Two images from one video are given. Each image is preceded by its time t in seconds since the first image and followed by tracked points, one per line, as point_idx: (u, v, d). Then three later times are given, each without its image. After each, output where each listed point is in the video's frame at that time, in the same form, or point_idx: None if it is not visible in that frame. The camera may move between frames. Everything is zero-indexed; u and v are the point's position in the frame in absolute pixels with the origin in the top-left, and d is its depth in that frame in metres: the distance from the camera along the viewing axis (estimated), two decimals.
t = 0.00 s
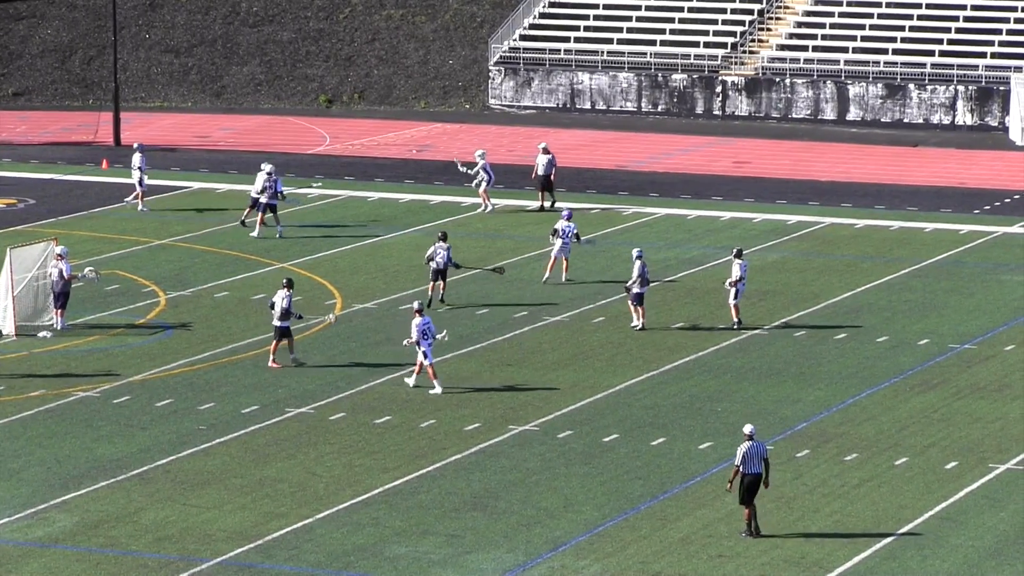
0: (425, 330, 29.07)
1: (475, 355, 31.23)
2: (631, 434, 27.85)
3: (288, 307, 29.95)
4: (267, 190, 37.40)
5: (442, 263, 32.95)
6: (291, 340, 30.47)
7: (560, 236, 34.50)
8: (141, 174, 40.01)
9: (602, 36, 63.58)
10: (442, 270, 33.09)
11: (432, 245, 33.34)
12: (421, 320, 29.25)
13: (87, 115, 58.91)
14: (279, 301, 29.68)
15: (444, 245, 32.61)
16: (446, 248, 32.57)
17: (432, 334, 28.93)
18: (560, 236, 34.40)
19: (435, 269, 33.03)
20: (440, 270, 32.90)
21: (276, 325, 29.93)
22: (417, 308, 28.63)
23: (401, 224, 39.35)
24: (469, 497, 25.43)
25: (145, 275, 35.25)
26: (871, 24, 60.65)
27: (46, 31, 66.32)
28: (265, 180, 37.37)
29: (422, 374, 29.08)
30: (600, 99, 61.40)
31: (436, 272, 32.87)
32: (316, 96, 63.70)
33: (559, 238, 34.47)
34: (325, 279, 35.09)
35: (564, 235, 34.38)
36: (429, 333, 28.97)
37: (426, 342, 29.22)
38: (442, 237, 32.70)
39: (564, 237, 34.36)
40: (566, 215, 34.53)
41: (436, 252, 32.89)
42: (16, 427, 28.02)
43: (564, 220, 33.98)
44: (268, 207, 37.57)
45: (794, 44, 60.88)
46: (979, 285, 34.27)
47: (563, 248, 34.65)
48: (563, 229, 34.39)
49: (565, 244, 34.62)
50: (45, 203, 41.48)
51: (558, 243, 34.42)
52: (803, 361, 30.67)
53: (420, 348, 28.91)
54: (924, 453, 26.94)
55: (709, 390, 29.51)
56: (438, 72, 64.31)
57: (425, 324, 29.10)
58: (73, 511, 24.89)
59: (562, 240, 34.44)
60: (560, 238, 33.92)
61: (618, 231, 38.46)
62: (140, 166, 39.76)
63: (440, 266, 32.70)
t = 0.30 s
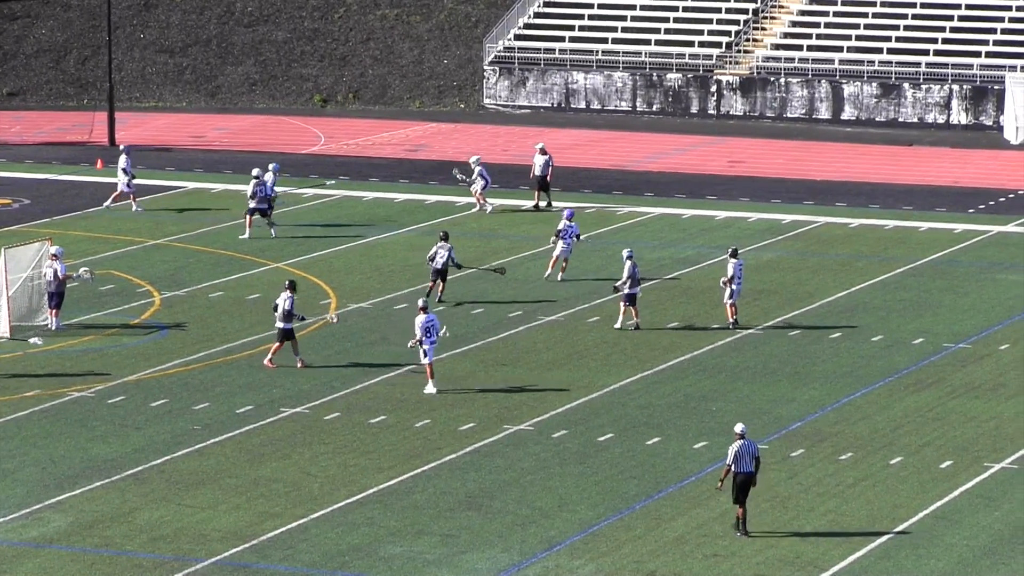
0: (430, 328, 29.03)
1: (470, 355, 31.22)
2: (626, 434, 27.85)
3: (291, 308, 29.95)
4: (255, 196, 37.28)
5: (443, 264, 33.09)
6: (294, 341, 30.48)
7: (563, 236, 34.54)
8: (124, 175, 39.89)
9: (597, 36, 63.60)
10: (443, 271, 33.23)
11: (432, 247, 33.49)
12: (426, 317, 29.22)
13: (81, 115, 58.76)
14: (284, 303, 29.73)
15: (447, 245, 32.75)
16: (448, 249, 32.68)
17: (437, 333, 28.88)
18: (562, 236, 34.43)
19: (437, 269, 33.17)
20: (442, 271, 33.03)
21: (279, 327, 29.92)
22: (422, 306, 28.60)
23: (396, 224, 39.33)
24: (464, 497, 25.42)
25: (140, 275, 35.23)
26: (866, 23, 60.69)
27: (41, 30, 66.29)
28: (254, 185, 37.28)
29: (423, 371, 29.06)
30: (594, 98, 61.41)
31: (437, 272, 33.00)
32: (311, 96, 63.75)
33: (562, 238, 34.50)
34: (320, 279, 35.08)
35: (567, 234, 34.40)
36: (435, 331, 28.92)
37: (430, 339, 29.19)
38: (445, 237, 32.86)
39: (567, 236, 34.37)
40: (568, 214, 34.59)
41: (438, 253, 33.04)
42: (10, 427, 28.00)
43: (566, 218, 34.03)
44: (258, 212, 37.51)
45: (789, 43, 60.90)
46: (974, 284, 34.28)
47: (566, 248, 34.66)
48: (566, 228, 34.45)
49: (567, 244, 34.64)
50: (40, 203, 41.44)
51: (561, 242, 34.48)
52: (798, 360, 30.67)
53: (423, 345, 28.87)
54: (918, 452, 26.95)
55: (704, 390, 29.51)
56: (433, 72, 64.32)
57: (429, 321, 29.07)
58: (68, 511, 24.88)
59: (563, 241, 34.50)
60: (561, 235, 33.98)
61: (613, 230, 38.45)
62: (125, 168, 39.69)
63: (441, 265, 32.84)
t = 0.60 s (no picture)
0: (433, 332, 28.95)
1: (461, 354, 31.22)
2: (618, 433, 27.86)
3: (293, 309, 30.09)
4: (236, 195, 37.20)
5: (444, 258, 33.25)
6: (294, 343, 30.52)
7: (564, 229, 34.68)
8: (107, 174, 40.06)
9: (587, 35, 63.60)
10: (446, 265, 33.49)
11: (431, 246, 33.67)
12: (430, 321, 28.87)
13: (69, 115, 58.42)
14: (284, 303, 29.85)
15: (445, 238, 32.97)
16: (446, 242, 32.93)
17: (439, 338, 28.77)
18: (564, 229, 34.58)
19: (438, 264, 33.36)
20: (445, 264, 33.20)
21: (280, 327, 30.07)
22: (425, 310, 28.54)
23: (387, 223, 39.32)
24: (456, 496, 25.42)
25: (131, 275, 35.20)
26: (857, 22, 60.74)
27: (31, 30, 66.28)
28: (236, 184, 37.20)
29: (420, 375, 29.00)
30: (585, 97, 61.42)
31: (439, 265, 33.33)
32: (302, 96, 63.71)
33: (564, 231, 34.63)
34: (311, 278, 35.06)
35: (568, 227, 34.58)
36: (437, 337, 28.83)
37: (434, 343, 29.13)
38: (443, 230, 33.10)
39: (568, 229, 34.55)
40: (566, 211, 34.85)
41: (438, 246, 33.21)
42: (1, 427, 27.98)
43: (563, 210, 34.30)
44: (239, 210, 37.37)
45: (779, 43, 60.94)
46: (965, 283, 34.32)
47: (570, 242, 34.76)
48: (566, 220, 34.67)
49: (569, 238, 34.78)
50: (32, 203, 41.40)
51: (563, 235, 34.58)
52: (789, 359, 30.69)
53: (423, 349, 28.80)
54: (910, 451, 26.97)
55: (696, 389, 29.51)
56: (423, 71, 64.33)
57: (431, 325, 28.85)
58: (59, 511, 24.87)
59: (565, 236, 34.59)
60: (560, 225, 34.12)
61: (604, 230, 38.45)
62: (106, 165, 39.88)
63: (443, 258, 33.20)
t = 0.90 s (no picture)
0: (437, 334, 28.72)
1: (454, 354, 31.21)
2: (611, 432, 27.88)
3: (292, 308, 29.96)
4: (221, 195, 37.17)
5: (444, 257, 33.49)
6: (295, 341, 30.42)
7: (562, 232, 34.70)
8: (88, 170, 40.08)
9: (579, 35, 63.62)
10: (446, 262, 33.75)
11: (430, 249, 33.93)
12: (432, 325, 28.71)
13: (63, 115, 58.26)
14: (281, 301, 29.80)
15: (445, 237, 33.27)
16: (449, 239, 33.26)
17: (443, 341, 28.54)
18: (562, 232, 34.60)
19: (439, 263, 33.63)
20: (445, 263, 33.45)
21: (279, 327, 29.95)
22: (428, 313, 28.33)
23: (380, 223, 39.31)
24: (449, 496, 25.42)
25: (122, 275, 35.19)
26: (849, 22, 60.79)
27: (23, 29, 66.13)
28: (220, 185, 37.16)
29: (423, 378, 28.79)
30: (577, 97, 61.41)
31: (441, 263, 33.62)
32: (294, 96, 63.78)
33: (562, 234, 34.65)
34: (303, 277, 35.03)
35: (566, 230, 34.61)
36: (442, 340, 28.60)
37: (436, 344, 28.92)
38: (443, 230, 33.41)
39: (567, 232, 34.58)
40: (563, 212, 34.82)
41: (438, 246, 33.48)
42: None
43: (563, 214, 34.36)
44: (224, 210, 37.40)
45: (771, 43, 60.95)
46: (957, 283, 34.34)
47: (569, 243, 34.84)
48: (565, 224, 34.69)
49: (568, 240, 34.87)
50: (24, 203, 41.37)
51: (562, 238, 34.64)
52: (781, 358, 30.69)
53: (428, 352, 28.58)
54: (902, 450, 26.98)
55: (688, 388, 29.52)
56: (415, 71, 64.29)
57: (434, 327, 28.70)
58: (51, 511, 24.85)
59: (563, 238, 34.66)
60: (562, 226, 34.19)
61: (597, 229, 38.45)
62: (90, 162, 39.87)
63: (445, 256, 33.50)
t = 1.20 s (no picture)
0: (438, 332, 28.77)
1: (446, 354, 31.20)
2: (602, 432, 27.88)
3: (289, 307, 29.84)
4: (204, 197, 37.14)
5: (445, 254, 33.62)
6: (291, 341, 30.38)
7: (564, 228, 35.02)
8: (72, 173, 39.98)
9: (570, 35, 63.65)
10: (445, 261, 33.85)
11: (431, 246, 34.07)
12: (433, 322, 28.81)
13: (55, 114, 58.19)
14: (282, 301, 29.61)
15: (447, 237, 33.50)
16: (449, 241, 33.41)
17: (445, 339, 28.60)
18: (566, 228, 34.91)
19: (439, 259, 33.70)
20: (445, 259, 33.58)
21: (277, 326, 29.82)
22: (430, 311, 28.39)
23: (372, 223, 39.30)
24: (440, 496, 25.42)
25: (114, 275, 35.20)
26: (841, 21, 60.82)
27: (14, 30, 65.93)
28: (205, 188, 37.07)
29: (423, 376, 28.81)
30: (569, 97, 61.45)
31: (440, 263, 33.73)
32: (285, 95, 64.12)
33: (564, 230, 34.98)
34: (295, 277, 35.01)
35: (569, 226, 34.93)
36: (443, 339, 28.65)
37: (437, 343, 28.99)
38: (445, 229, 33.64)
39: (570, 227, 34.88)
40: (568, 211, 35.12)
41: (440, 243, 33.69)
42: None
43: (569, 210, 34.60)
44: (208, 211, 37.36)
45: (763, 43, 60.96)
46: (948, 283, 34.34)
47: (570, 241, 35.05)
48: (568, 221, 35.00)
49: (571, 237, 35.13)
50: (16, 203, 41.36)
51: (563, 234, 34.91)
52: (773, 358, 30.68)
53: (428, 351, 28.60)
54: (894, 450, 26.98)
55: (680, 388, 29.52)
56: (407, 71, 64.43)
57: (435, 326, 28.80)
58: (42, 511, 24.85)
59: (567, 233, 34.91)
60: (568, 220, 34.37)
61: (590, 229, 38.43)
62: (72, 166, 39.79)
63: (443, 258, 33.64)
